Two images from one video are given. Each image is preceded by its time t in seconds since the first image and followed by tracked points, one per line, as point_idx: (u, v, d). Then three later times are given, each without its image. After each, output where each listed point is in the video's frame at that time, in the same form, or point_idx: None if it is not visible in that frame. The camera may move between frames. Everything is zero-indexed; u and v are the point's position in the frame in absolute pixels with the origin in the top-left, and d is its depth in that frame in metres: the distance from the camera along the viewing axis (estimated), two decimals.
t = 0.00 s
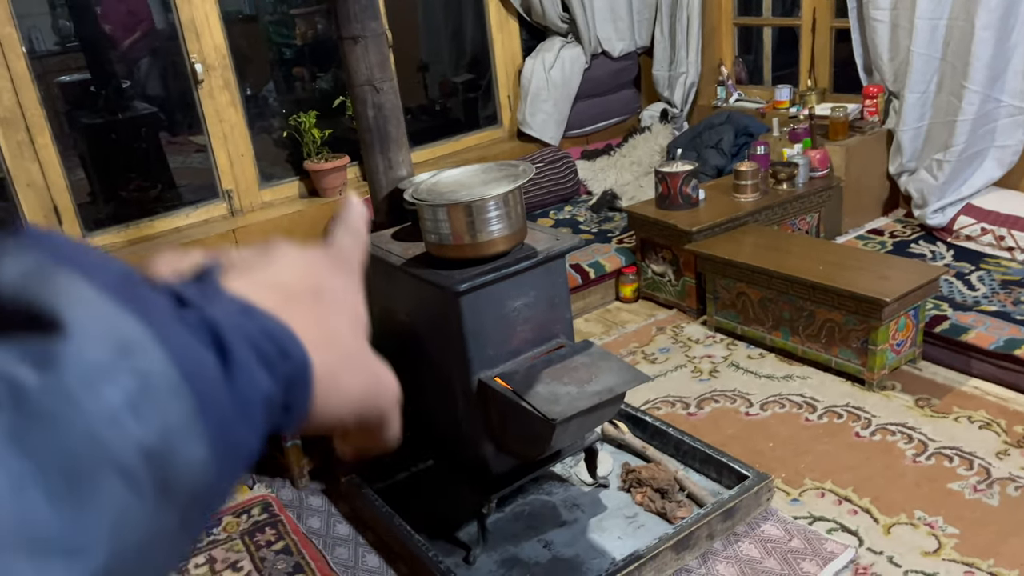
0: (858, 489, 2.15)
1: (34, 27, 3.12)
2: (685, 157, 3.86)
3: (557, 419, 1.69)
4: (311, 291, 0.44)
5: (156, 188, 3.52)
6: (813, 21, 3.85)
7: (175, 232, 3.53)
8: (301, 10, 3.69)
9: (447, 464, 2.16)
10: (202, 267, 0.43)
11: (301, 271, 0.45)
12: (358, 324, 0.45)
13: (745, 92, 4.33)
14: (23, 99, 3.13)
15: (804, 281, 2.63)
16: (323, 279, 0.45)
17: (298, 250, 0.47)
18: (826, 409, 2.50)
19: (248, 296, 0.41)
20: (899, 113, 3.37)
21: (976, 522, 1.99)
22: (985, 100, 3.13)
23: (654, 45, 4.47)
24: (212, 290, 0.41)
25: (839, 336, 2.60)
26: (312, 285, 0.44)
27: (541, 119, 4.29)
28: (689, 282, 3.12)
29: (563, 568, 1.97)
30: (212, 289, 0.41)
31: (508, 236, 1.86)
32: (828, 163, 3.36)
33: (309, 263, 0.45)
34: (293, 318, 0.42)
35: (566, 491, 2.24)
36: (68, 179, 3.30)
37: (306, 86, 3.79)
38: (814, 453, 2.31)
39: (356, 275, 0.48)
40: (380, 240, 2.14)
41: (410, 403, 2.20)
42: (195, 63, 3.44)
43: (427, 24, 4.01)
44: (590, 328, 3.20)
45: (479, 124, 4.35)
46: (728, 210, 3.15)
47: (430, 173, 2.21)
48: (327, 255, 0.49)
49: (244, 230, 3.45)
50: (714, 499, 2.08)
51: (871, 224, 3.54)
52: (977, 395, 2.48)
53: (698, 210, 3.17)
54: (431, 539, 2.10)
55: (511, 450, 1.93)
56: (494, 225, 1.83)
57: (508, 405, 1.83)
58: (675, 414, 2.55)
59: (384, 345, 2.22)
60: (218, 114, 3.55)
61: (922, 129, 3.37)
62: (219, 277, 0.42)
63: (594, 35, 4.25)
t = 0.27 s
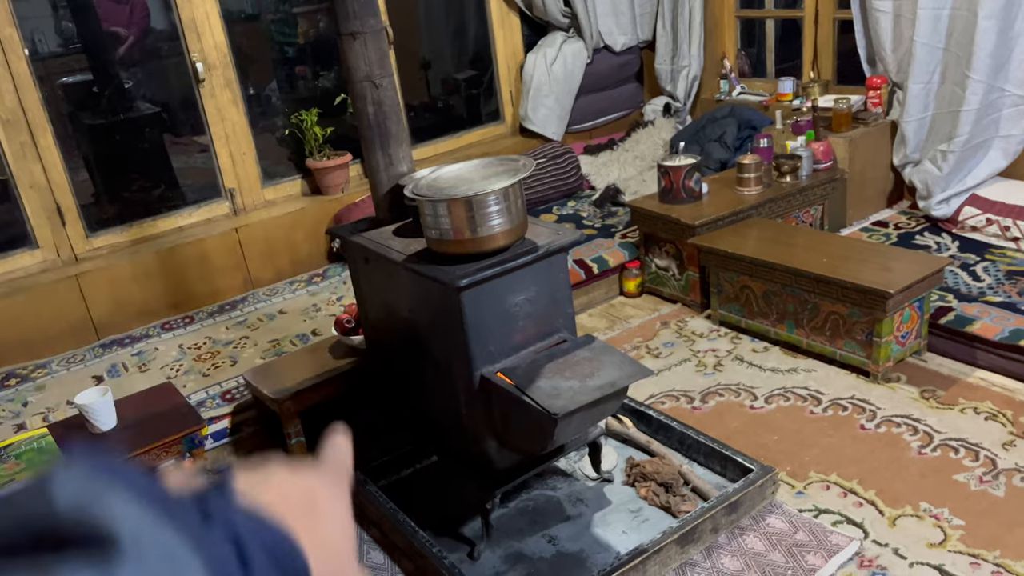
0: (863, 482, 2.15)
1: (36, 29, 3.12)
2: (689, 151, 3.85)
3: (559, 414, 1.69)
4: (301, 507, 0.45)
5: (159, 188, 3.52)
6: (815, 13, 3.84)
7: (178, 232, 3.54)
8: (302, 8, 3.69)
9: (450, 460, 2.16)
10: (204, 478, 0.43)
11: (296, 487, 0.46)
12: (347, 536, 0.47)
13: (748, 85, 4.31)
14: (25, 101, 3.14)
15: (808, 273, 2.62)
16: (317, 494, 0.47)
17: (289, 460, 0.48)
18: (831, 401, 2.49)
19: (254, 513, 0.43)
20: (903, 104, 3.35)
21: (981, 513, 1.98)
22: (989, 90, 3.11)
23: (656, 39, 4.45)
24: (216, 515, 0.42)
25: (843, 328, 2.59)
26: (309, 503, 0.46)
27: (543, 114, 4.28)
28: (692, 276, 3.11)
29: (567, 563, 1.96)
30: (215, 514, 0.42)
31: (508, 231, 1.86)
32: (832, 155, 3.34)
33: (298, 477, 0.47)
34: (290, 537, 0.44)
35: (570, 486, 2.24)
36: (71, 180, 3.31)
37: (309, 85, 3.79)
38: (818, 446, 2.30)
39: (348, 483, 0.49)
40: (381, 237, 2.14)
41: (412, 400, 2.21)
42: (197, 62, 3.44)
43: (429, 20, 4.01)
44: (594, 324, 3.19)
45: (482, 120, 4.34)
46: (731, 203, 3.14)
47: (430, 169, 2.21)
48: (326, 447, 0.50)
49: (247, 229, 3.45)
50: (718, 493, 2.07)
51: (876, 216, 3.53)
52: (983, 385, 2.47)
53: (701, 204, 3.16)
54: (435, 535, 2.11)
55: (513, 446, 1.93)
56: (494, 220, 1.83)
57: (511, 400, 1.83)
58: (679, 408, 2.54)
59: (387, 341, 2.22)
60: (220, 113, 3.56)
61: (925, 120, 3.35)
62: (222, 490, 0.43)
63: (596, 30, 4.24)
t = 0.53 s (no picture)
0: (870, 479, 2.14)
1: (40, 32, 3.13)
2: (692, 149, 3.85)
3: (565, 413, 1.69)
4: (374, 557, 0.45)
5: (163, 190, 3.53)
6: (817, 9, 3.83)
7: (183, 234, 3.55)
8: (304, 9, 3.69)
9: (456, 460, 2.17)
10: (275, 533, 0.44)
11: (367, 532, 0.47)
12: None
13: (751, 82, 4.31)
14: (29, 105, 3.14)
15: (813, 271, 2.61)
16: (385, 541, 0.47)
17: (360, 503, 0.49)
18: (837, 399, 2.49)
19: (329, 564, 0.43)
20: (906, 100, 3.34)
21: (989, 510, 1.98)
22: (993, 85, 3.10)
23: (658, 37, 4.45)
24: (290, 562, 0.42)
25: (849, 325, 2.59)
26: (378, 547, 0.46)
27: (546, 113, 4.28)
28: (697, 274, 3.11)
29: (575, 562, 1.96)
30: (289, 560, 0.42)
31: (513, 231, 1.86)
32: (836, 152, 3.34)
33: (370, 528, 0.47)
34: None
35: (577, 485, 2.24)
36: (76, 183, 3.31)
37: (312, 86, 3.79)
38: (825, 443, 2.30)
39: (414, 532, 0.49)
40: (386, 237, 2.14)
41: (418, 400, 2.21)
42: (200, 65, 3.45)
43: (431, 20, 4.01)
44: (599, 322, 3.19)
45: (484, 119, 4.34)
46: (735, 201, 3.13)
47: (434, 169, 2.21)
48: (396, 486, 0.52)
49: (251, 231, 3.45)
50: (725, 491, 2.07)
51: (880, 212, 3.52)
52: (989, 381, 2.47)
53: (705, 201, 3.15)
54: (441, 535, 2.11)
55: (519, 445, 1.93)
56: (499, 221, 1.83)
57: (517, 400, 1.83)
58: (685, 407, 2.54)
59: (392, 341, 2.23)
60: (223, 115, 3.56)
61: (929, 116, 3.34)
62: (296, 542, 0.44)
63: (598, 29, 4.24)
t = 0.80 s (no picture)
0: (875, 479, 2.14)
1: (42, 36, 3.13)
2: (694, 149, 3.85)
3: (571, 415, 1.69)
4: (331, 320, 0.57)
5: (166, 193, 3.54)
6: (819, 8, 3.82)
7: (185, 236, 3.55)
8: (306, 11, 3.69)
9: (461, 462, 2.16)
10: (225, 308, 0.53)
11: (320, 302, 0.59)
12: (372, 351, 0.57)
13: (752, 82, 4.31)
14: (31, 109, 3.14)
15: (817, 270, 2.61)
16: (339, 309, 0.59)
17: (311, 289, 0.61)
18: (841, 398, 2.49)
19: (274, 323, 0.54)
20: (908, 98, 3.34)
21: (995, 509, 1.97)
22: (995, 83, 3.09)
23: (659, 37, 4.45)
24: (235, 318, 0.51)
25: (852, 324, 2.59)
26: (329, 312, 0.58)
27: (547, 114, 4.27)
28: (700, 274, 3.10)
29: (580, 564, 1.96)
30: (234, 316, 0.51)
31: (517, 232, 1.86)
32: (838, 151, 3.33)
33: (328, 301, 0.59)
34: (314, 346, 0.54)
35: (581, 486, 2.23)
36: (78, 187, 3.31)
37: (313, 88, 3.79)
38: (829, 443, 2.29)
39: (369, 307, 0.63)
40: (389, 239, 2.14)
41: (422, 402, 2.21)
42: (201, 67, 3.44)
43: (432, 22, 4.01)
44: (602, 323, 3.19)
45: (486, 120, 4.34)
46: (737, 201, 3.13)
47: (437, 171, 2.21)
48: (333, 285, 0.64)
49: (254, 233, 3.46)
50: (730, 492, 2.07)
51: (883, 211, 3.51)
52: (994, 380, 2.46)
53: (708, 201, 3.15)
54: (446, 537, 2.11)
55: (524, 446, 1.92)
56: (502, 222, 1.82)
57: (521, 402, 1.83)
58: (689, 407, 2.54)
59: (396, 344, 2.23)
60: (225, 118, 3.56)
61: (932, 115, 3.34)
62: (242, 309, 0.54)
63: (599, 29, 4.24)
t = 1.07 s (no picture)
0: (872, 478, 2.14)
1: (33, 35, 3.11)
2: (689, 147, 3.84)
3: (567, 415, 1.68)
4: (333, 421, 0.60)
5: (159, 193, 3.52)
6: (814, 6, 3.82)
7: (179, 236, 3.53)
8: (299, 9, 3.67)
9: (456, 463, 2.16)
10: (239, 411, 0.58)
11: (329, 401, 0.62)
12: (382, 447, 0.60)
13: (748, 80, 4.30)
14: (23, 108, 3.12)
15: (813, 269, 2.60)
16: (350, 402, 0.63)
17: (320, 384, 0.64)
18: (838, 397, 2.48)
19: (284, 427, 0.57)
20: (904, 96, 3.34)
21: (992, 508, 1.97)
22: (990, 81, 3.09)
23: (655, 35, 4.44)
24: (244, 427, 0.55)
25: (849, 323, 2.58)
26: (340, 408, 0.62)
27: (543, 113, 4.26)
28: (696, 273, 3.10)
29: (577, 564, 1.95)
30: (245, 423, 0.55)
31: (512, 232, 1.85)
32: (833, 149, 3.32)
33: (323, 410, 0.60)
34: (321, 448, 0.57)
35: (578, 486, 2.23)
36: (70, 187, 3.29)
37: (307, 86, 3.77)
38: (825, 442, 2.29)
39: (380, 399, 0.66)
40: (385, 239, 2.13)
41: (418, 403, 2.20)
42: (195, 66, 3.42)
43: (426, 20, 3.99)
44: (598, 322, 3.18)
45: (481, 119, 4.33)
46: (733, 199, 3.12)
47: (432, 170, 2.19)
48: (344, 373, 0.68)
49: (248, 233, 3.44)
50: (727, 492, 2.06)
51: (879, 209, 3.52)
52: (990, 378, 2.46)
53: (703, 200, 3.14)
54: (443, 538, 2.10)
55: (521, 447, 1.92)
56: (498, 222, 1.82)
57: (518, 402, 1.82)
58: (685, 406, 2.53)
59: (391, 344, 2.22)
60: (218, 117, 3.54)
61: (927, 113, 3.34)
62: (250, 414, 0.57)
63: (594, 27, 4.22)
